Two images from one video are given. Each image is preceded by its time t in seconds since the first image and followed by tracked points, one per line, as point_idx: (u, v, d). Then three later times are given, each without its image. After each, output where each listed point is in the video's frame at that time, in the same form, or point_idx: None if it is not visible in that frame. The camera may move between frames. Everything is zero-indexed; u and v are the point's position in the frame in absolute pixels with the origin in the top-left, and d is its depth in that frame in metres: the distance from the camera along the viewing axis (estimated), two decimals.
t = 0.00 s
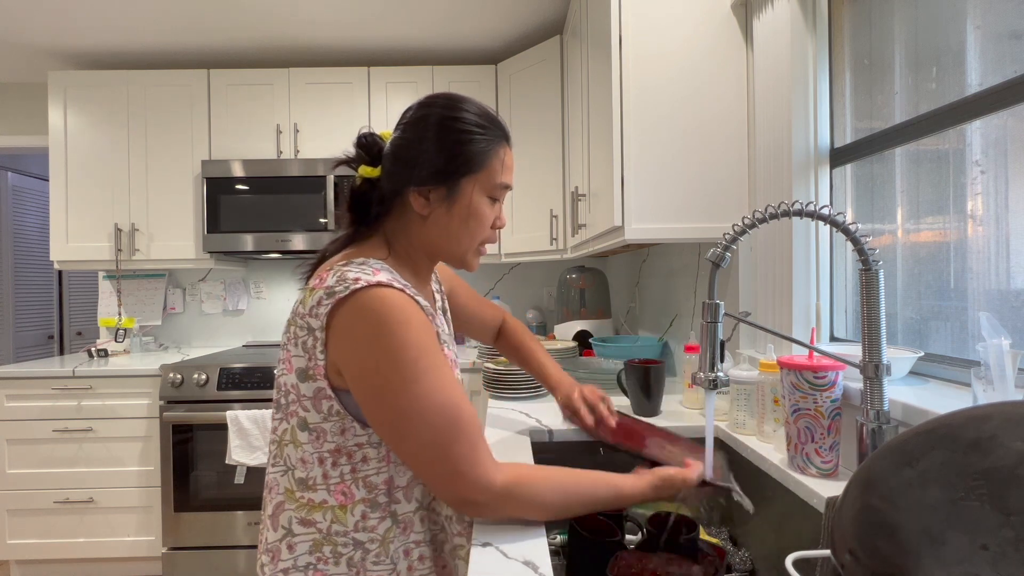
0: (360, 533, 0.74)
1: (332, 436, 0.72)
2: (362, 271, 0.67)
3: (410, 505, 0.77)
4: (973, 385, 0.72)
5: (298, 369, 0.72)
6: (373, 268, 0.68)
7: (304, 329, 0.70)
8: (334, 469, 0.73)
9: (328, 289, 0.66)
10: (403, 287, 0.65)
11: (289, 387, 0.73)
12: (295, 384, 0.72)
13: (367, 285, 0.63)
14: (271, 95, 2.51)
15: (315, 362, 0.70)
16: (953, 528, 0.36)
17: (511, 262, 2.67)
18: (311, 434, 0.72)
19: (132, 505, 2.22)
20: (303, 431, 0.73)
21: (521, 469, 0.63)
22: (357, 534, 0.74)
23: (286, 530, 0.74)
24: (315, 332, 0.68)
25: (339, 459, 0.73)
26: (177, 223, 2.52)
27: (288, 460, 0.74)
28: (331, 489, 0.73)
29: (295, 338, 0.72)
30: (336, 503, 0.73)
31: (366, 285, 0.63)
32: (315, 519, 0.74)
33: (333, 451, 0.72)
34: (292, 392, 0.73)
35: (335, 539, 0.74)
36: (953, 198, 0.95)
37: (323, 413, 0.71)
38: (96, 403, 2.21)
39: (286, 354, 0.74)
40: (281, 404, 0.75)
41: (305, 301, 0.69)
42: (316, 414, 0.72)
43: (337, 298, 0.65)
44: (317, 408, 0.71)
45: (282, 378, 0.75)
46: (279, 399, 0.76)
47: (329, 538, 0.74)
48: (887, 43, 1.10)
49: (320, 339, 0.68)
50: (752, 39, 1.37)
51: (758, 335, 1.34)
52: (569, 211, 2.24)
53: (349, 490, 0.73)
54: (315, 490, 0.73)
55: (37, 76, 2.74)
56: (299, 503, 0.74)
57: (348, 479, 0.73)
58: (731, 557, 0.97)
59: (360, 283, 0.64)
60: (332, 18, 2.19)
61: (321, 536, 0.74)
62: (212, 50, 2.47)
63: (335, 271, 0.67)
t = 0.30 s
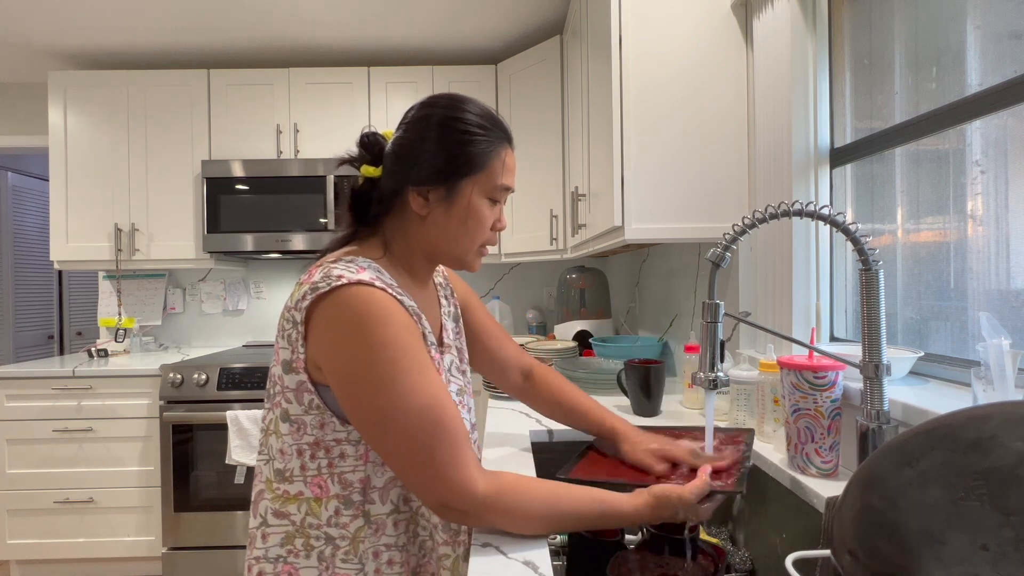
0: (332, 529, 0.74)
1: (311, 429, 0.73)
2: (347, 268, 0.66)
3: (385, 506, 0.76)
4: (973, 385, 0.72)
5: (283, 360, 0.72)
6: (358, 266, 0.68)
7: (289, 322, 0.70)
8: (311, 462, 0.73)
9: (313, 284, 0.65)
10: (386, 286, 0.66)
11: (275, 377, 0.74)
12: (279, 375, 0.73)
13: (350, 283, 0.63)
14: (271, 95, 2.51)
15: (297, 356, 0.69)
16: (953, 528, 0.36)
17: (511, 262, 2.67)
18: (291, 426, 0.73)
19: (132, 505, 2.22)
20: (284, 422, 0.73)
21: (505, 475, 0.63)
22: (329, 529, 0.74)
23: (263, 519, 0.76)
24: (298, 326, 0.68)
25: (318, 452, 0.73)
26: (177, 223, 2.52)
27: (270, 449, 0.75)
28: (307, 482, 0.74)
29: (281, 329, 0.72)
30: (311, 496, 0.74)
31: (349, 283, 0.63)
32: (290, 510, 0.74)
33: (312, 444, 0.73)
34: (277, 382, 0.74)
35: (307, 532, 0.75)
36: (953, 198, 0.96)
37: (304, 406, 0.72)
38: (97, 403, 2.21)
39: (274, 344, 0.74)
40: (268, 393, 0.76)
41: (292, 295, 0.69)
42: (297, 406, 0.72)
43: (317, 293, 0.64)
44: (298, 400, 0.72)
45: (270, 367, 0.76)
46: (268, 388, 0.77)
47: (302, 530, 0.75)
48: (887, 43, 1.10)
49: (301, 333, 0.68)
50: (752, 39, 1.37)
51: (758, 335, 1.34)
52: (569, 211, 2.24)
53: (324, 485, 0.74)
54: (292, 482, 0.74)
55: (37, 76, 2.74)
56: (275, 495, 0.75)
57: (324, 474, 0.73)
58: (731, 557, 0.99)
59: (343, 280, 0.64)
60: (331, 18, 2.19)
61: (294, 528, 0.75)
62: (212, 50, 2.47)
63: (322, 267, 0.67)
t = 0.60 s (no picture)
0: (332, 532, 0.74)
1: (318, 431, 0.72)
2: (356, 265, 0.66)
3: (387, 511, 0.75)
4: (973, 385, 0.72)
5: (290, 361, 0.72)
6: (367, 263, 0.68)
7: (297, 322, 0.70)
8: (316, 465, 0.73)
9: (321, 283, 0.65)
10: (396, 281, 0.66)
11: (281, 379, 0.74)
12: (286, 377, 0.72)
13: (359, 278, 0.63)
14: (271, 95, 2.51)
15: (306, 356, 0.69)
16: (954, 527, 0.35)
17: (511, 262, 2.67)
18: (298, 428, 0.73)
19: (132, 505, 2.22)
20: (290, 424, 0.73)
21: (535, 468, 0.60)
22: (329, 532, 0.74)
23: (263, 524, 0.76)
24: (306, 326, 0.68)
25: (324, 454, 0.73)
26: (177, 223, 2.52)
27: (274, 452, 0.75)
28: (310, 485, 0.74)
29: (289, 331, 0.72)
30: (314, 499, 0.74)
31: (356, 279, 0.63)
32: (290, 514, 0.74)
33: (319, 446, 0.73)
34: (283, 384, 0.73)
35: (307, 536, 0.75)
36: (953, 198, 0.96)
37: (311, 407, 0.71)
38: (97, 403, 2.21)
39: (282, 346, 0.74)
40: (274, 396, 0.76)
41: (301, 294, 0.69)
42: (304, 407, 0.72)
43: (328, 291, 0.64)
44: (305, 402, 0.71)
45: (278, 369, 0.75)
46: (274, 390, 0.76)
47: (302, 534, 0.75)
48: (887, 43, 1.10)
49: (310, 333, 0.68)
50: (752, 39, 1.37)
51: (758, 335, 1.34)
52: (569, 211, 2.24)
53: (328, 488, 0.74)
54: (294, 485, 0.74)
55: (37, 76, 2.74)
56: (276, 499, 0.75)
57: (328, 476, 0.73)
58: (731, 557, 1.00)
59: (352, 277, 0.64)
60: (331, 18, 2.19)
61: (293, 532, 0.75)
62: (212, 50, 2.47)
63: (331, 265, 0.67)
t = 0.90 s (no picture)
0: (396, 538, 0.69)
1: (379, 440, 0.65)
2: (416, 268, 0.60)
3: (449, 509, 0.71)
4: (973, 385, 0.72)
5: (344, 371, 0.64)
6: (427, 265, 0.62)
7: (354, 329, 0.62)
8: (378, 474, 0.67)
9: (383, 288, 0.59)
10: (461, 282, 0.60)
11: (327, 391, 0.65)
12: (338, 387, 0.64)
13: (429, 282, 0.57)
14: (272, 95, 2.51)
15: (368, 364, 0.62)
16: (957, 529, 0.36)
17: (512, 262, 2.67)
18: (355, 439, 0.65)
19: (132, 505, 2.22)
20: (345, 436, 0.65)
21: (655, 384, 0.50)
22: (393, 540, 0.69)
23: (315, 544, 0.67)
24: (370, 333, 0.61)
25: (385, 463, 0.66)
26: (177, 223, 2.52)
27: (322, 469, 0.66)
28: (372, 495, 0.67)
29: (340, 337, 0.63)
30: (376, 509, 0.67)
31: (426, 282, 0.57)
32: (351, 529, 0.67)
33: (380, 455, 0.66)
34: (332, 396, 0.65)
35: (369, 549, 0.68)
36: (953, 198, 0.96)
37: (371, 417, 0.64)
38: (96, 403, 2.21)
39: (324, 354, 0.65)
40: (313, 408, 0.66)
41: (356, 301, 0.62)
42: (362, 418, 0.64)
43: (397, 298, 0.58)
44: (363, 412, 0.64)
45: (317, 379, 0.65)
46: (310, 403, 0.66)
47: (363, 548, 0.68)
48: (886, 43, 1.10)
49: (377, 340, 0.61)
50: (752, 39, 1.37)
51: (758, 335, 1.34)
52: (569, 211, 2.24)
53: (390, 495, 0.68)
54: (355, 498, 0.67)
55: (36, 76, 2.74)
56: (333, 515, 0.67)
57: (390, 484, 0.67)
58: (732, 558, 1.01)
59: (421, 281, 0.58)
60: (332, 18, 2.19)
61: (354, 547, 0.68)
62: (213, 50, 2.47)
63: (389, 268, 0.60)
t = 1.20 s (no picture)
0: (405, 543, 0.68)
1: (377, 442, 0.65)
2: (411, 267, 0.61)
3: (454, 521, 0.70)
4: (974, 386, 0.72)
5: (341, 372, 0.65)
6: (423, 264, 0.63)
7: (351, 330, 0.63)
8: (379, 476, 0.66)
9: (378, 288, 0.61)
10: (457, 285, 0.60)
11: (326, 393, 0.66)
12: (336, 389, 0.65)
13: (424, 282, 0.58)
14: (272, 95, 2.51)
15: (365, 365, 0.63)
16: (955, 527, 0.35)
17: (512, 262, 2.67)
18: (354, 441, 0.65)
19: (132, 505, 2.22)
20: (344, 437, 0.65)
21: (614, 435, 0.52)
22: (401, 544, 0.68)
23: (323, 545, 0.67)
24: (366, 333, 0.62)
25: (385, 466, 0.66)
26: (177, 223, 2.52)
27: (323, 470, 0.66)
28: (376, 494, 0.67)
29: (336, 338, 0.65)
30: (381, 510, 0.67)
31: (419, 282, 0.58)
32: (357, 526, 0.67)
33: (378, 459, 0.66)
34: (331, 397, 0.65)
35: (379, 545, 0.67)
36: (953, 198, 0.96)
37: (369, 419, 0.65)
38: (96, 403, 2.21)
39: (322, 356, 0.66)
40: (312, 410, 0.67)
41: (350, 302, 0.63)
42: (361, 419, 0.65)
43: (391, 297, 0.59)
44: (362, 413, 0.65)
45: (315, 382, 0.67)
46: (309, 406, 0.67)
47: (374, 544, 0.67)
48: (887, 43, 1.10)
49: (373, 340, 0.62)
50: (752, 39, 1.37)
51: (758, 335, 1.34)
52: (569, 211, 2.24)
53: (394, 498, 0.67)
54: (359, 497, 0.67)
55: (36, 76, 2.74)
56: (338, 514, 0.67)
57: (392, 487, 0.67)
58: (732, 559, 1.02)
59: (416, 281, 0.59)
60: (332, 18, 2.19)
61: (364, 543, 0.67)
62: (213, 50, 2.47)
63: (384, 268, 0.62)
